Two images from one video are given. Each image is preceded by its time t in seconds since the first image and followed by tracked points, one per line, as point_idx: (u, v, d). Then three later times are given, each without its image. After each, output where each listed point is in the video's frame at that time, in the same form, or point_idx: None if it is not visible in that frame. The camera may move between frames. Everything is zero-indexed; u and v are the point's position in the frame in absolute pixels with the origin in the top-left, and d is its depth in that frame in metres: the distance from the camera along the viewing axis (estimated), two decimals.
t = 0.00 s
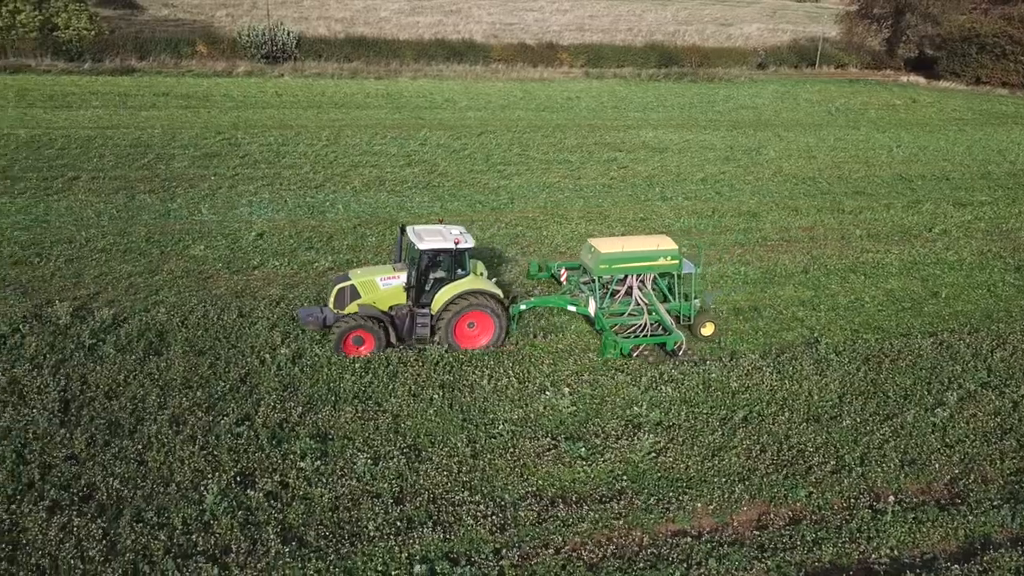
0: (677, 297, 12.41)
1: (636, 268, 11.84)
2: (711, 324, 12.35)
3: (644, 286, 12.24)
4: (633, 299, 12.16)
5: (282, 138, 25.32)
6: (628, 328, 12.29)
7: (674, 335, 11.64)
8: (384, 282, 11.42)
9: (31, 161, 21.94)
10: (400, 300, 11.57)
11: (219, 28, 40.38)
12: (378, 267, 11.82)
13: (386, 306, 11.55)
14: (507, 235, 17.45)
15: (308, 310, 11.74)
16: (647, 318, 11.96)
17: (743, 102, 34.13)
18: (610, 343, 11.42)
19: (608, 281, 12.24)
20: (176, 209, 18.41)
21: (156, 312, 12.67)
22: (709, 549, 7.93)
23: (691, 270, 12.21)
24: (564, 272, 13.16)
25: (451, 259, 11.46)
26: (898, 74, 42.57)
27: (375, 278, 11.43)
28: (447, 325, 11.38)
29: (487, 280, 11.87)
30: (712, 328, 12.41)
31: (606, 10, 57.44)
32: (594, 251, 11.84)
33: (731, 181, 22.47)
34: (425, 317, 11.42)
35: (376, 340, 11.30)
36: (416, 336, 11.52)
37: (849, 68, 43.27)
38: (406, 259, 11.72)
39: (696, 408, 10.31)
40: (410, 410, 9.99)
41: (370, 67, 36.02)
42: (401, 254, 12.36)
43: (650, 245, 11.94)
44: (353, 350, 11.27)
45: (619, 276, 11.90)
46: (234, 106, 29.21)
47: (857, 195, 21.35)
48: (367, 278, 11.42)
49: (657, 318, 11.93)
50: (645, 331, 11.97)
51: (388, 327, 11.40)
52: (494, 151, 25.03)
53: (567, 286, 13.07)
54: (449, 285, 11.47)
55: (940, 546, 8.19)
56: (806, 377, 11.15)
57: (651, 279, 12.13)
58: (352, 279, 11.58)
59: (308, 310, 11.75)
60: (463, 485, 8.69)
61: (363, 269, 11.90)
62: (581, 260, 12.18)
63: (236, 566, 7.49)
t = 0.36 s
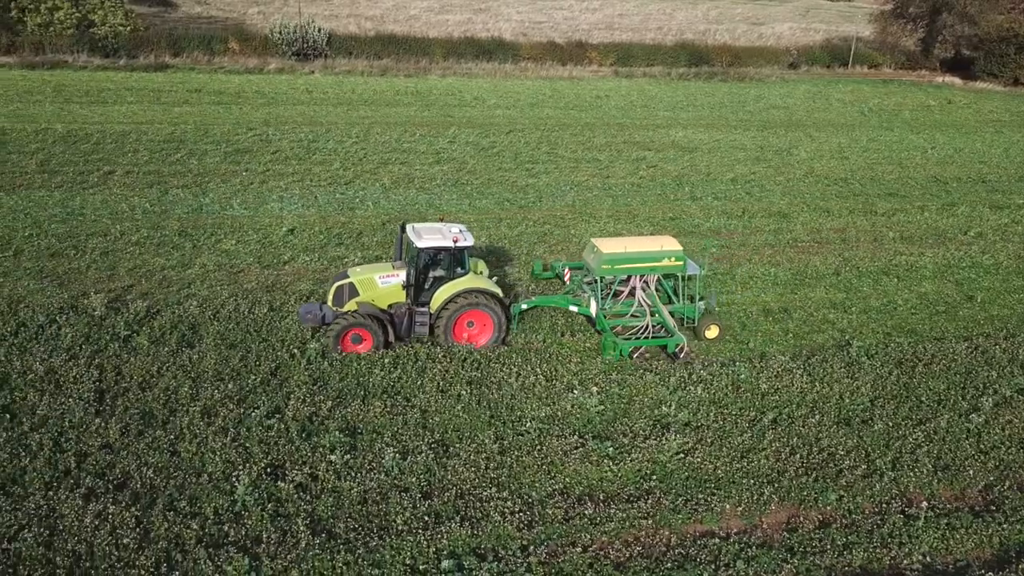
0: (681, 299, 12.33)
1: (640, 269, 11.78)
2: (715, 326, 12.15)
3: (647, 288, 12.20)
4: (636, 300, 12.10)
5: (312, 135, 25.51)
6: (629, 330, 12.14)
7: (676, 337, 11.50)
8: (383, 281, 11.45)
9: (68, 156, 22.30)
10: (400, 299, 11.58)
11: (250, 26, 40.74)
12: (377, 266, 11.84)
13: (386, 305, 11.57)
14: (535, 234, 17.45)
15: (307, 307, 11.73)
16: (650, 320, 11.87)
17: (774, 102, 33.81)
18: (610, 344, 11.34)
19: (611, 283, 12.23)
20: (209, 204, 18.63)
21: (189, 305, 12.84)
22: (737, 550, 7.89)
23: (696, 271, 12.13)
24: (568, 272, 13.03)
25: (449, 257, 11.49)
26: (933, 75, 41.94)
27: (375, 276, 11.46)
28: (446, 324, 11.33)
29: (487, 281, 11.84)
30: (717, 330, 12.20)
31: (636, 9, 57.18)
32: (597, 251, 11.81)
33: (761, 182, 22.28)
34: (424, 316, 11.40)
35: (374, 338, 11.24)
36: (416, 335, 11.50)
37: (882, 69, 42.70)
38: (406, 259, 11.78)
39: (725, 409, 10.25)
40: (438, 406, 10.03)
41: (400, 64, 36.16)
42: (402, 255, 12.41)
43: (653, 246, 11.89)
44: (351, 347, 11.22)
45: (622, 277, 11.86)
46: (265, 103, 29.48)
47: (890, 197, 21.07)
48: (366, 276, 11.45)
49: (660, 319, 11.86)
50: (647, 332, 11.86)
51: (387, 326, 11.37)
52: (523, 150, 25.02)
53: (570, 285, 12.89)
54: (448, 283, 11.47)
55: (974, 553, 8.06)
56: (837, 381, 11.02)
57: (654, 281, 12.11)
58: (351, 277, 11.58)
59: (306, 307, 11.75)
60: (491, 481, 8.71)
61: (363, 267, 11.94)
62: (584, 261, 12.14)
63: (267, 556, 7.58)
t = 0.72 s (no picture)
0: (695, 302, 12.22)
1: (653, 270, 11.67)
2: (730, 329, 12.08)
3: (661, 289, 12.03)
4: (649, 302, 11.96)
5: (350, 132, 25.73)
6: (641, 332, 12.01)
7: (688, 340, 11.39)
8: (392, 278, 11.43)
9: (113, 151, 22.74)
10: (410, 296, 11.55)
11: (289, 23, 41.17)
12: (389, 263, 11.83)
13: (395, 302, 11.55)
14: (571, 233, 17.42)
15: (317, 303, 11.77)
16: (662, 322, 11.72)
17: (813, 102, 33.40)
18: (619, 346, 11.15)
19: (623, 283, 12.11)
20: (250, 199, 18.89)
21: (231, 298, 13.04)
22: (779, 554, 7.82)
23: (711, 272, 11.97)
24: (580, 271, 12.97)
25: (459, 256, 11.41)
26: (978, 75, 41.13)
27: (384, 273, 11.45)
28: (455, 323, 11.31)
29: (498, 279, 11.75)
30: (731, 333, 12.15)
31: (672, 7, 56.78)
32: (610, 252, 11.72)
33: (801, 183, 22.04)
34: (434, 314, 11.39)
35: (383, 336, 11.22)
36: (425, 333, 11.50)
37: (925, 69, 41.95)
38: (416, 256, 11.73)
39: (766, 411, 10.16)
40: (477, 403, 10.08)
41: (436, 62, 36.31)
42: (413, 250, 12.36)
43: (667, 247, 11.77)
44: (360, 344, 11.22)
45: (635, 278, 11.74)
46: (304, 99, 29.80)
47: (934, 199, 20.73)
48: (375, 274, 11.44)
49: (672, 322, 11.70)
50: (658, 334, 11.76)
51: (397, 324, 11.34)
52: (559, 148, 25.01)
53: (583, 287, 12.87)
54: (458, 282, 11.43)
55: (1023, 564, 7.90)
56: (881, 385, 10.87)
57: (668, 282, 11.98)
58: (362, 273, 11.60)
59: (317, 303, 11.79)
60: (530, 479, 8.73)
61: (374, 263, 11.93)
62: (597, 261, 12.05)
63: (310, 547, 7.68)
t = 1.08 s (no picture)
0: (712, 304, 12.04)
1: (670, 272, 11.50)
2: (747, 333, 11.85)
3: (677, 291, 11.88)
4: (664, 304, 11.83)
5: (391, 130, 25.92)
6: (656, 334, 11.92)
7: (702, 343, 11.24)
8: (406, 276, 11.46)
9: (160, 147, 23.16)
10: (423, 294, 11.55)
11: (329, 22, 41.57)
12: (403, 261, 11.85)
13: (409, 300, 11.55)
14: (611, 233, 17.37)
15: (330, 301, 11.68)
16: (677, 325, 11.61)
17: (857, 104, 32.92)
18: (634, 350, 11.01)
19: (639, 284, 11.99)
20: (293, 195, 19.14)
21: (277, 293, 13.23)
22: (826, 560, 7.74)
23: (728, 275, 11.78)
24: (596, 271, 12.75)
25: (472, 253, 11.39)
26: None
27: (397, 271, 11.47)
28: (468, 322, 11.30)
29: (511, 278, 11.71)
30: (749, 337, 11.91)
31: (712, 8, 56.30)
32: (626, 252, 11.58)
33: (844, 185, 21.75)
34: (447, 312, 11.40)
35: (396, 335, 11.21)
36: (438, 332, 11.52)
37: (972, 70, 41.12)
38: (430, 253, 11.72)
39: (811, 416, 10.06)
40: (520, 401, 10.11)
41: (475, 61, 36.42)
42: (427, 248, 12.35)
43: (685, 249, 11.59)
44: (373, 342, 11.21)
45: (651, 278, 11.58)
46: (345, 98, 30.09)
47: (982, 204, 20.32)
48: (389, 271, 11.46)
49: (688, 324, 11.56)
50: (673, 337, 11.66)
51: (410, 322, 11.35)
52: (599, 148, 24.95)
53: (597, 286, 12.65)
54: (471, 280, 11.41)
55: None
56: (929, 392, 10.70)
57: (685, 284, 11.78)
58: (375, 271, 11.63)
59: (330, 302, 11.70)
60: (574, 478, 8.74)
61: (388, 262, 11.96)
62: (613, 261, 11.90)
63: (357, 540, 7.78)
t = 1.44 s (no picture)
0: (728, 305, 11.85)
1: (684, 273, 11.31)
2: (763, 336, 11.66)
3: (693, 292, 11.66)
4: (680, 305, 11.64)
5: (429, 129, 26.07)
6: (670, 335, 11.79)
7: (716, 345, 11.27)
8: (419, 274, 11.50)
9: (203, 144, 23.54)
10: (437, 293, 11.58)
11: (366, 21, 41.86)
12: (417, 259, 11.92)
13: (422, 298, 11.59)
14: (651, 233, 17.33)
15: (344, 297, 11.81)
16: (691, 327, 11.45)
17: (898, 106, 32.43)
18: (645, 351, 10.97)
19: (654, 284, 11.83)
20: (334, 193, 19.34)
21: (320, 290, 13.38)
22: (874, 566, 7.68)
23: (745, 277, 11.59)
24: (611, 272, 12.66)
25: (485, 253, 11.44)
26: None
27: (410, 269, 11.52)
28: (479, 321, 11.32)
29: (525, 278, 11.71)
30: (765, 340, 11.73)
31: (749, 8, 55.80)
32: (640, 252, 11.43)
33: (887, 188, 21.46)
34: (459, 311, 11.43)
35: (407, 332, 11.25)
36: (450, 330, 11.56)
37: (1018, 72, 40.32)
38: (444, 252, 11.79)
39: (856, 420, 9.96)
40: (562, 400, 10.14)
41: (511, 61, 36.48)
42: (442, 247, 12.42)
43: (701, 250, 11.41)
44: (385, 339, 11.26)
45: (665, 279, 11.41)
46: (383, 97, 30.32)
47: None
48: (402, 269, 11.52)
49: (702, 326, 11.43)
50: (686, 339, 11.49)
51: (422, 320, 11.41)
52: (637, 149, 24.88)
53: (612, 287, 12.57)
54: (484, 279, 11.45)
55: None
56: (978, 399, 10.54)
57: (701, 285, 11.62)
58: (389, 269, 11.71)
59: (343, 297, 11.82)
60: (618, 478, 8.74)
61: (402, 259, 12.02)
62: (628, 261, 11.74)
63: (404, 534, 7.87)
